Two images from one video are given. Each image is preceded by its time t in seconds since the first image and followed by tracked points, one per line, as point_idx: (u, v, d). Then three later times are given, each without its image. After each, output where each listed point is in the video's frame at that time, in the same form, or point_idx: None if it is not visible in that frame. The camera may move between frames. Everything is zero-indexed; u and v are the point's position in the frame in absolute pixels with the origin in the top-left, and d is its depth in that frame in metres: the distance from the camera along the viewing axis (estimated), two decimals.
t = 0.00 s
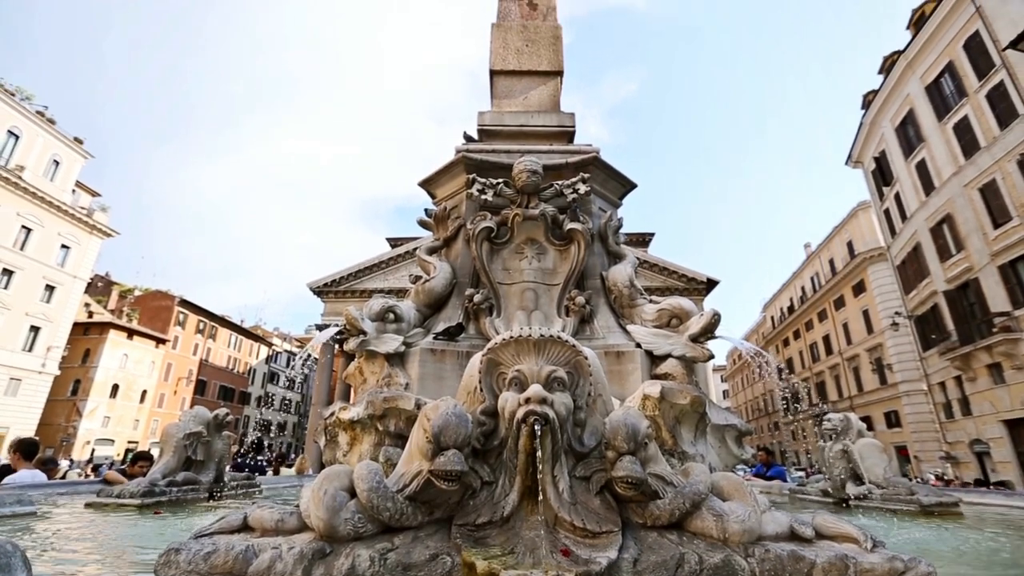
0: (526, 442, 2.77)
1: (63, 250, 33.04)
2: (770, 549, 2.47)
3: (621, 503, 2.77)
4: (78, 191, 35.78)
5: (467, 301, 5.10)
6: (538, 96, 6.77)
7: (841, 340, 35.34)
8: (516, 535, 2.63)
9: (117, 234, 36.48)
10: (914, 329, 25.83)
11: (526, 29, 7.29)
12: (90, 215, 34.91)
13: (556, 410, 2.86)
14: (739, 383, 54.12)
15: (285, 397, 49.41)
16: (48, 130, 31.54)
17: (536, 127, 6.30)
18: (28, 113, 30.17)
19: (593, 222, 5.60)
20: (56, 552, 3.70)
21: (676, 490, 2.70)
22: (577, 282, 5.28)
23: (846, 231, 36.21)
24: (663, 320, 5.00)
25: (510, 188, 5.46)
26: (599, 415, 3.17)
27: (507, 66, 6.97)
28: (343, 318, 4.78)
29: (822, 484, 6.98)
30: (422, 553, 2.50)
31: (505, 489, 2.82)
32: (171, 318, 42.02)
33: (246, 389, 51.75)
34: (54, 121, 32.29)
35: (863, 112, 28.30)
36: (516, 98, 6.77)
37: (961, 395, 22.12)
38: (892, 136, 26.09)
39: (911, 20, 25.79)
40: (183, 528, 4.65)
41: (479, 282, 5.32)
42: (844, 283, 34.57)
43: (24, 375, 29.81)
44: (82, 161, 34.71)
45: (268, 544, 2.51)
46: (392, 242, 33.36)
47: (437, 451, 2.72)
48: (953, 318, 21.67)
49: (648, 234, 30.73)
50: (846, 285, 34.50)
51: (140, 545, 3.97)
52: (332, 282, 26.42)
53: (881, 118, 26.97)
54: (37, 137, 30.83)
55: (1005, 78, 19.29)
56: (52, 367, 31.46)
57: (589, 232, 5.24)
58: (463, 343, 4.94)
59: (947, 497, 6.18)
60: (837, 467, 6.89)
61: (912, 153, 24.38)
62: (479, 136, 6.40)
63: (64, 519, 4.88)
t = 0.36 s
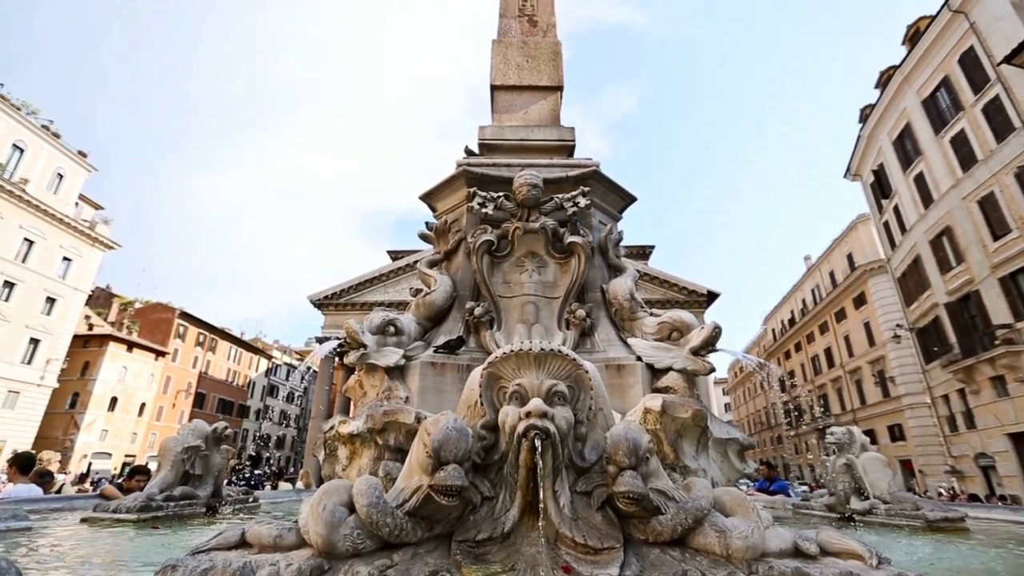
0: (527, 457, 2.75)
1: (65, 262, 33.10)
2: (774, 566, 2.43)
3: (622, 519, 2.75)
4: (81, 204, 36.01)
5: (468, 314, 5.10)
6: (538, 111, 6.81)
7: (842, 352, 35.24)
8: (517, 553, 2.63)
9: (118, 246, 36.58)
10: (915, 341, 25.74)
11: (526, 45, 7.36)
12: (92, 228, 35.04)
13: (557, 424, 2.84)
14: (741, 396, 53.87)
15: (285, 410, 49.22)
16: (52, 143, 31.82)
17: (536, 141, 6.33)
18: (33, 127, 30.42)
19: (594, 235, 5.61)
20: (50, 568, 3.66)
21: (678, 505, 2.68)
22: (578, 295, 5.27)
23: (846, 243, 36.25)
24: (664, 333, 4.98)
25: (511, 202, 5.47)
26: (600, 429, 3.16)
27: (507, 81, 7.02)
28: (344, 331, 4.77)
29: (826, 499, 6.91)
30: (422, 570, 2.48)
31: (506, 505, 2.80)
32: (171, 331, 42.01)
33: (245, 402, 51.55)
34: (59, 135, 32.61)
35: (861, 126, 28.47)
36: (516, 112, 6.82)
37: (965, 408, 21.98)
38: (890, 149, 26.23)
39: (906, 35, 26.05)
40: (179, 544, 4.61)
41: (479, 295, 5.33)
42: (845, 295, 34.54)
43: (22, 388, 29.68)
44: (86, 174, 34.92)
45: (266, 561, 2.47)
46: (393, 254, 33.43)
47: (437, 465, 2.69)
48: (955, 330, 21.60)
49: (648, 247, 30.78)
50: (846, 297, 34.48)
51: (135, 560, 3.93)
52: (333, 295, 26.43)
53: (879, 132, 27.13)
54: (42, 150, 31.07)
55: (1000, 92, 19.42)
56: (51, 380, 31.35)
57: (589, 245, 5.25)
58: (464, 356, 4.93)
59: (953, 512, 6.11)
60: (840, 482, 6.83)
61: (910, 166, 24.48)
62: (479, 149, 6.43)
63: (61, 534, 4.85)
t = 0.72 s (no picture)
0: (527, 470, 2.73)
1: (66, 273, 33.14)
2: None
3: (624, 533, 2.72)
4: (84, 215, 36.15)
5: (469, 325, 5.09)
6: (538, 123, 6.85)
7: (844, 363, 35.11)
8: (518, 566, 2.62)
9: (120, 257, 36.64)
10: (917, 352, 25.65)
11: (526, 59, 7.42)
12: (94, 238, 35.13)
13: (558, 437, 2.82)
14: (743, 408, 53.63)
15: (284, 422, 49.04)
16: (57, 155, 32.06)
17: (536, 154, 6.36)
18: (37, 139, 30.65)
19: (593, 247, 5.61)
20: None
21: (680, 519, 2.65)
22: (578, 306, 5.27)
23: (846, 254, 36.28)
24: (665, 345, 4.97)
25: (511, 214, 5.48)
26: (601, 441, 3.13)
27: (508, 94, 7.07)
28: (344, 342, 4.76)
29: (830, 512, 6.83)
30: None
31: (506, 519, 2.78)
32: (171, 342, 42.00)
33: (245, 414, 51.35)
34: (63, 147, 32.85)
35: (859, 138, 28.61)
36: (516, 125, 6.86)
37: (969, 419, 21.87)
38: (888, 161, 26.33)
39: (903, 48, 26.26)
40: (175, 558, 4.56)
41: (479, 307, 5.32)
42: (846, 306, 34.49)
43: (21, 399, 29.58)
44: (89, 186, 35.08)
45: None
46: (394, 265, 33.45)
47: (437, 479, 2.67)
48: (957, 340, 21.55)
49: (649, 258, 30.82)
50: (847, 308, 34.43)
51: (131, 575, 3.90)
52: (333, 306, 26.40)
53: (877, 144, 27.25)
54: (46, 162, 31.27)
55: (996, 105, 19.54)
56: (49, 392, 31.25)
57: (589, 257, 5.26)
58: (464, 368, 4.91)
59: (957, 525, 6.06)
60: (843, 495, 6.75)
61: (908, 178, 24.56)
62: (480, 161, 6.46)
63: (56, 548, 4.80)
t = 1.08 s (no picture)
0: (528, 483, 2.71)
1: (68, 285, 33.19)
2: None
3: (626, 548, 2.70)
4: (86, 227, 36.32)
5: (469, 337, 5.09)
6: (539, 136, 6.89)
7: (846, 375, 34.96)
8: None
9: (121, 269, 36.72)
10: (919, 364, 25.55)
11: (527, 73, 7.48)
12: (97, 250, 35.25)
13: (559, 450, 2.81)
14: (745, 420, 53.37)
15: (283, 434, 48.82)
16: (61, 167, 32.33)
17: (537, 166, 6.38)
18: (43, 151, 30.94)
19: (594, 259, 5.61)
20: None
21: (683, 534, 2.62)
22: (578, 318, 5.26)
23: (846, 265, 36.31)
24: (665, 356, 4.94)
25: (512, 226, 5.50)
26: (602, 455, 3.11)
27: (509, 107, 7.12)
28: (344, 354, 4.75)
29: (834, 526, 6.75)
30: None
31: (507, 533, 2.76)
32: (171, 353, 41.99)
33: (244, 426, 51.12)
34: (67, 159, 33.12)
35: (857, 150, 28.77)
36: (516, 138, 6.90)
37: (973, 431, 21.73)
38: (886, 173, 26.42)
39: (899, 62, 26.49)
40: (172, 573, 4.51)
41: (480, 319, 5.31)
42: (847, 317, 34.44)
43: (20, 411, 29.45)
44: (92, 198, 35.28)
45: None
46: (394, 277, 33.49)
47: (437, 492, 2.65)
48: (959, 352, 21.48)
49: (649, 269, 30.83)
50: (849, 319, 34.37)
51: None
52: (334, 317, 26.35)
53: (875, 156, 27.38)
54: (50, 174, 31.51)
55: (993, 117, 19.65)
56: (48, 403, 31.13)
57: (590, 269, 5.26)
58: (465, 380, 4.89)
59: (964, 541, 5.99)
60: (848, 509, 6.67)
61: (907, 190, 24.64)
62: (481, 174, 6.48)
63: (51, 563, 4.74)
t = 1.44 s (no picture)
0: (529, 496, 2.69)
1: (69, 295, 33.25)
2: None
3: (628, 563, 2.67)
4: (88, 238, 36.45)
5: (469, 349, 5.08)
6: (539, 148, 6.92)
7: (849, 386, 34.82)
8: None
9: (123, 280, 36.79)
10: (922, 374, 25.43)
11: (527, 86, 7.53)
12: (99, 261, 35.35)
13: (560, 462, 2.78)
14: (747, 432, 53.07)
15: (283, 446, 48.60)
16: (64, 179, 32.57)
17: (537, 178, 6.40)
18: (47, 163, 31.22)
19: (594, 270, 5.60)
20: None
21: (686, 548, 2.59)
22: (579, 329, 5.25)
23: (847, 276, 36.30)
24: (666, 368, 4.92)
25: (512, 237, 5.50)
26: (604, 467, 3.09)
27: (509, 120, 7.16)
28: (345, 366, 4.73)
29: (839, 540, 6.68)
30: None
31: (508, 547, 2.74)
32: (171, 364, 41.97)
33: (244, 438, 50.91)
34: (71, 171, 33.37)
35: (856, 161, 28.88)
36: (517, 150, 6.93)
37: (978, 443, 21.58)
38: (886, 184, 26.50)
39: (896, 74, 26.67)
40: None
41: (481, 330, 5.30)
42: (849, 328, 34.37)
43: (18, 422, 29.35)
44: (95, 210, 35.44)
45: None
46: (394, 288, 33.52)
47: (437, 506, 2.63)
48: (962, 362, 21.38)
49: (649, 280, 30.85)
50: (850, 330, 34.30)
51: None
52: (334, 328, 26.30)
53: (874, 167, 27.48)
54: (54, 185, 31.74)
55: (990, 129, 19.72)
56: (47, 414, 31.01)
57: (590, 280, 5.26)
58: (465, 392, 4.87)
59: (970, 554, 5.94)
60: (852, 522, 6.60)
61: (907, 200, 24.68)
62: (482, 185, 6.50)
63: None
